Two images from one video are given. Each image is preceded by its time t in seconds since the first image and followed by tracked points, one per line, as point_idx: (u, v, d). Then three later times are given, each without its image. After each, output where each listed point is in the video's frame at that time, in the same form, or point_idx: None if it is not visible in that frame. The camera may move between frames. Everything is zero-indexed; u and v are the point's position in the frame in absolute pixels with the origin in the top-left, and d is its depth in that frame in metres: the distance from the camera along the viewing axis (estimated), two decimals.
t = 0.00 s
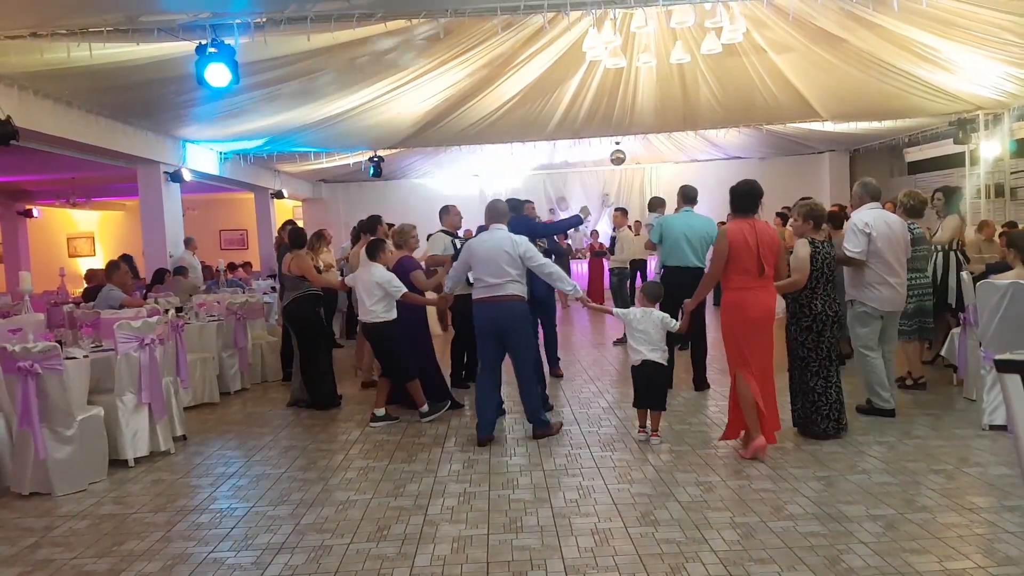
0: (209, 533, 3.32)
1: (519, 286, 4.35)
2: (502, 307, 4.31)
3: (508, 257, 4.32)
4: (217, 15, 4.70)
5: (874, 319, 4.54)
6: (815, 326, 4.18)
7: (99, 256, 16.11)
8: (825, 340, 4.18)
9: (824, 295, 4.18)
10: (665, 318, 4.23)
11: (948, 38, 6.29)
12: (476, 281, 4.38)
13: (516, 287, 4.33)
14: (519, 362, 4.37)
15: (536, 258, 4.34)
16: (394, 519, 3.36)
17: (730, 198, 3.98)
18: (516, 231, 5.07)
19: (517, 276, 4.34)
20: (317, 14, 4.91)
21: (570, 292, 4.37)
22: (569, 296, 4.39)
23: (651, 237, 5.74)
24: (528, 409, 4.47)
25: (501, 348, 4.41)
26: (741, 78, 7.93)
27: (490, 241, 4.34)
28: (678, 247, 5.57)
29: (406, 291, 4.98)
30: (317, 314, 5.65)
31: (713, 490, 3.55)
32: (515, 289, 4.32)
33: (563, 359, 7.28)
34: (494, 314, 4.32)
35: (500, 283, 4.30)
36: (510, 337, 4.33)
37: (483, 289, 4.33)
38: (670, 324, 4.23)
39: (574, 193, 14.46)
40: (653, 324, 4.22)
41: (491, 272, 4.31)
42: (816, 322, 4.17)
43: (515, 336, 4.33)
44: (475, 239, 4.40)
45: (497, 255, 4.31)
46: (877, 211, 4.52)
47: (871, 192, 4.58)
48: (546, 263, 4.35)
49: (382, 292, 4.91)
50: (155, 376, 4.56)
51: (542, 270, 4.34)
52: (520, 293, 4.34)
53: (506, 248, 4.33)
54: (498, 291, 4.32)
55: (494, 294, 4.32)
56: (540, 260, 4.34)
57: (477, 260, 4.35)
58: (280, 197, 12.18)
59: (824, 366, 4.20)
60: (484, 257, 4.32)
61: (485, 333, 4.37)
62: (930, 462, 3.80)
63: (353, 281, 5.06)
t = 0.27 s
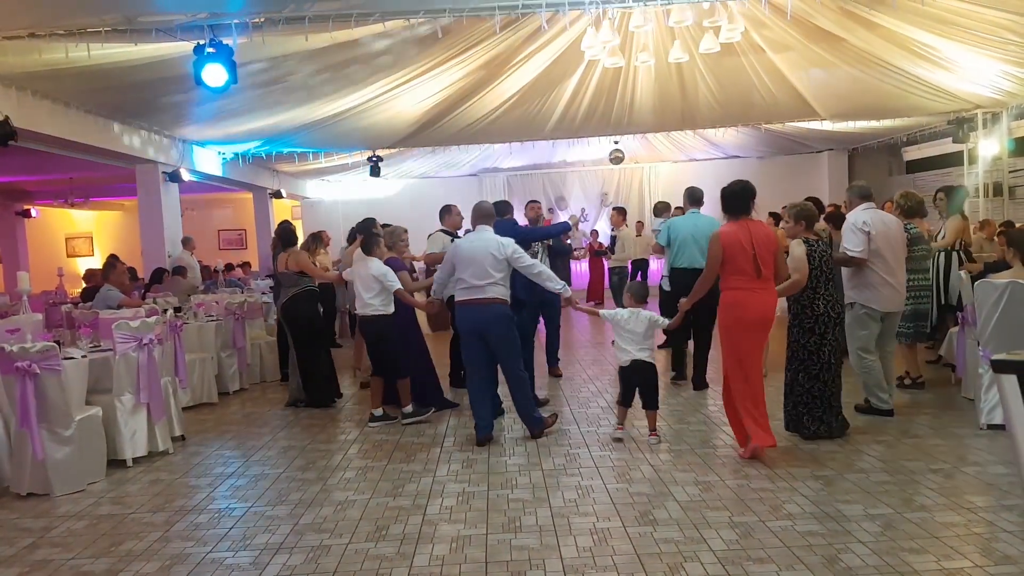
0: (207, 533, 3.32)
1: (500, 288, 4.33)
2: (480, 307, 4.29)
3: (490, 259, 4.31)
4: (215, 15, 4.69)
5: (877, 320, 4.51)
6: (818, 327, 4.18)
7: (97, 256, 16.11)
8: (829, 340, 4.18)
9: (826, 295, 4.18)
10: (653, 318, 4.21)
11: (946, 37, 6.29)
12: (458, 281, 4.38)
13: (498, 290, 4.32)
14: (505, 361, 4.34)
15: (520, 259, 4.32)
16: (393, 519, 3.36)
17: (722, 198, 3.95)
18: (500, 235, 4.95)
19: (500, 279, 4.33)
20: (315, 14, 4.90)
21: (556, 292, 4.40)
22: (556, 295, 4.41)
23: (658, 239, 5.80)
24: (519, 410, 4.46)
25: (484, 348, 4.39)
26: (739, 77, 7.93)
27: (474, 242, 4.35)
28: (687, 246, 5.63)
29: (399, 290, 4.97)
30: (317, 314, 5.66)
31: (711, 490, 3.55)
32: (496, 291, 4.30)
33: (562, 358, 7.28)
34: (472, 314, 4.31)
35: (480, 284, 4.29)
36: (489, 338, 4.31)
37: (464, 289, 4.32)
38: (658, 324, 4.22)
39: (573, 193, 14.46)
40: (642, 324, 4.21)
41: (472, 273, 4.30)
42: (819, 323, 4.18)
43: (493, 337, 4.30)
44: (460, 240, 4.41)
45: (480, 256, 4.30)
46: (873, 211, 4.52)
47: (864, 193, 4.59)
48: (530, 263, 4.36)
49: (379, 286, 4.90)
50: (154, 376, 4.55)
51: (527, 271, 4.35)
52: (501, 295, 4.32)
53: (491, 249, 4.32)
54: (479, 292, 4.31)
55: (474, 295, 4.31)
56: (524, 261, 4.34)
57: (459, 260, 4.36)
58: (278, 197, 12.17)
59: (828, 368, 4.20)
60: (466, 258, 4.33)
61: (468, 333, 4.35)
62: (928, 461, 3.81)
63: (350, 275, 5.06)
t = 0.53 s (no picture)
0: (206, 533, 3.32)
1: (490, 284, 4.34)
2: (471, 303, 4.31)
3: (478, 255, 4.31)
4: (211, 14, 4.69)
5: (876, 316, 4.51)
6: (818, 323, 4.19)
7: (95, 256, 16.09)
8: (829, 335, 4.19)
9: (824, 290, 4.18)
10: (625, 315, 4.22)
11: (943, 33, 6.29)
12: (449, 279, 4.40)
13: (487, 286, 4.32)
14: (500, 358, 4.35)
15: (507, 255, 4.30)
16: (392, 518, 3.36)
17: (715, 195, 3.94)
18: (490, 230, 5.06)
19: (490, 275, 4.33)
20: (311, 12, 4.90)
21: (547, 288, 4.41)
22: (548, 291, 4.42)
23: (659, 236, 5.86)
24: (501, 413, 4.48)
25: (478, 347, 4.38)
26: (736, 74, 7.92)
27: (463, 239, 4.38)
28: (688, 244, 5.69)
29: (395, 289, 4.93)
30: (315, 313, 5.66)
31: (710, 487, 3.55)
32: (485, 288, 4.30)
33: (561, 356, 7.28)
34: (465, 310, 4.32)
35: (471, 281, 4.31)
36: (481, 335, 4.32)
37: (454, 286, 4.35)
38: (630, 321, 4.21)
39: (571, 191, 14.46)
40: (615, 323, 4.21)
41: (463, 269, 4.32)
42: (819, 319, 4.18)
43: (486, 333, 4.31)
44: (451, 238, 4.43)
45: (469, 253, 4.32)
46: (869, 206, 4.54)
47: (862, 189, 4.60)
48: (520, 261, 4.33)
49: (375, 285, 4.88)
50: (152, 376, 4.55)
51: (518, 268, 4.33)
52: (491, 291, 4.33)
53: (480, 246, 4.33)
54: (469, 289, 4.33)
55: (465, 291, 4.32)
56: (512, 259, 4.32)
57: (450, 259, 4.38)
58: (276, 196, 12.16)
59: (829, 364, 4.21)
60: (456, 256, 4.35)
61: (461, 329, 4.35)
62: (926, 457, 3.82)
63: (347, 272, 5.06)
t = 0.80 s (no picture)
0: (206, 533, 3.32)
1: (489, 281, 4.35)
2: (467, 300, 4.32)
3: (476, 253, 4.33)
4: (210, 13, 4.69)
5: (875, 314, 4.52)
6: (819, 321, 4.18)
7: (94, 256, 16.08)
8: (829, 333, 4.19)
9: (825, 289, 4.19)
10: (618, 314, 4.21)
11: (941, 31, 6.29)
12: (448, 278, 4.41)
13: (485, 283, 4.33)
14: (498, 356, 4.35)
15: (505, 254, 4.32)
16: (392, 516, 3.36)
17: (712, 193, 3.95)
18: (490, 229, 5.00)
19: (488, 272, 4.35)
20: (310, 12, 4.90)
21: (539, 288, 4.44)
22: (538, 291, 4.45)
23: (660, 233, 5.88)
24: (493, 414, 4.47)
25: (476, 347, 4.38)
26: (736, 73, 7.93)
27: (461, 237, 4.39)
28: (689, 242, 5.73)
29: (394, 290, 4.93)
30: (311, 313, 5.64)
31: (709, 486, 3.56)
32: (483, 285, 4.32)
33: (560, 355, 7.28)
34: (463, 308, 4.32)
35: (469, 279, 4.32)
36: (479, 335, 4.32)
37: (453, 284, 4.35)
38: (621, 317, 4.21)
39: (571, 189, 14.47)
40: (607, 320, 4.20)
41: (462, 267, 4.34)
42: (818, 317, 4.18)
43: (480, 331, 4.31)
44: (449, 237, 4.43)
45: (468, 250, 4.33)
46: (867, 204, 4.54)
47: (859, 188, 4.60)
48: (516, 259, 4.33)
49: (375, 284, 4.87)
50: (152, 376, 4.55)
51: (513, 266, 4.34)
52: (489, 288, 4.34)
53: (478, 243, 4.34)
54: (467, 286, 4.33)
55: (464, 289, 4.33)
56: (508, 256, 4.31)
57: (448, 258, 4.39)
58: (275, 196, 12.15)
59: (829, 363, 4.20)
60: (454, 254, 4.37)
61: (459, 328, 4.36)
62: (926, 456, 3.82)
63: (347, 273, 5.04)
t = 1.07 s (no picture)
0: (207, 527, 3.33)
1: (492, 281, 4.32)
2: (471, 299, 4.32)
3: (480, 254, 4.32)
4: (212, 9, 4.68)
5: (876, 314, 4.52)
6: (822, 323, 4.18)
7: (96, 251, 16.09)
8: (832, 336, 4.18)
9: (829, 291, 4.19)
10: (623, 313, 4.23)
11: (945, 30, 6.28)
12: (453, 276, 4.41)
13: (489, 283, 4.31)
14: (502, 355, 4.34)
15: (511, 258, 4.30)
16: (392, 512, 3.37)
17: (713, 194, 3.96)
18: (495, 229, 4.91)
19: (492, 272, 4.32)
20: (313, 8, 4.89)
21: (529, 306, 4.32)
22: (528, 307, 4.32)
23: (666, 231, 5.88)
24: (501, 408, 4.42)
25: (478, 344, 4.39)
26: (738, 70, 7.92)
27: (466, 236, 4.38)
28: (694, 241, 5.73)
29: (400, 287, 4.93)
30: (310, 309, 5.61)
31: (710, 484, 3.56)
32: (486, 284, 4.30)
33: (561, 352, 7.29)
34: (466, 308, 4.32)
35: (473, 278, 4.31)
36: (482, 334, 4.31)
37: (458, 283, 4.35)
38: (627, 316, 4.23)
39: (573, 187, 14.46)
40: (612, 318, 4.23)
41: (466, 266, 4.33)
42: (821, 319, 4.18)
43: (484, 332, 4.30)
44: (454, 237, 4.44)
45: (472, 250, 4.32)
46: (868, 204, 4.55)
47: (858, 188, 4.62)
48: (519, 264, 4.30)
49: (381, 280, 4.85)
50: (153, 371, 4.55)
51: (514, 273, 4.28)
52: (494, 288, 4.32)
53: (482, 243, 4.32)
54: (472, 285, 4.32)
55: (469, 288, 4.32)
56: (511, 260, 4.29)
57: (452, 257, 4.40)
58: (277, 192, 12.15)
59: (831, 365, 4.20)
60: (458, 252, 4.37)
61: (463, 327, 4.36)
62: (927, 455, 3.81)
63: (351, 269, 4.98)
